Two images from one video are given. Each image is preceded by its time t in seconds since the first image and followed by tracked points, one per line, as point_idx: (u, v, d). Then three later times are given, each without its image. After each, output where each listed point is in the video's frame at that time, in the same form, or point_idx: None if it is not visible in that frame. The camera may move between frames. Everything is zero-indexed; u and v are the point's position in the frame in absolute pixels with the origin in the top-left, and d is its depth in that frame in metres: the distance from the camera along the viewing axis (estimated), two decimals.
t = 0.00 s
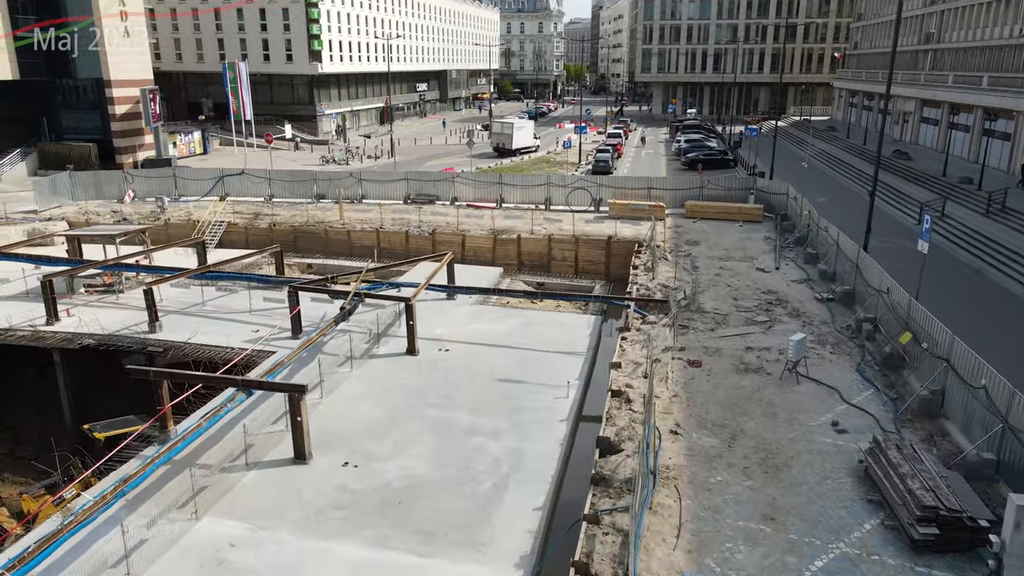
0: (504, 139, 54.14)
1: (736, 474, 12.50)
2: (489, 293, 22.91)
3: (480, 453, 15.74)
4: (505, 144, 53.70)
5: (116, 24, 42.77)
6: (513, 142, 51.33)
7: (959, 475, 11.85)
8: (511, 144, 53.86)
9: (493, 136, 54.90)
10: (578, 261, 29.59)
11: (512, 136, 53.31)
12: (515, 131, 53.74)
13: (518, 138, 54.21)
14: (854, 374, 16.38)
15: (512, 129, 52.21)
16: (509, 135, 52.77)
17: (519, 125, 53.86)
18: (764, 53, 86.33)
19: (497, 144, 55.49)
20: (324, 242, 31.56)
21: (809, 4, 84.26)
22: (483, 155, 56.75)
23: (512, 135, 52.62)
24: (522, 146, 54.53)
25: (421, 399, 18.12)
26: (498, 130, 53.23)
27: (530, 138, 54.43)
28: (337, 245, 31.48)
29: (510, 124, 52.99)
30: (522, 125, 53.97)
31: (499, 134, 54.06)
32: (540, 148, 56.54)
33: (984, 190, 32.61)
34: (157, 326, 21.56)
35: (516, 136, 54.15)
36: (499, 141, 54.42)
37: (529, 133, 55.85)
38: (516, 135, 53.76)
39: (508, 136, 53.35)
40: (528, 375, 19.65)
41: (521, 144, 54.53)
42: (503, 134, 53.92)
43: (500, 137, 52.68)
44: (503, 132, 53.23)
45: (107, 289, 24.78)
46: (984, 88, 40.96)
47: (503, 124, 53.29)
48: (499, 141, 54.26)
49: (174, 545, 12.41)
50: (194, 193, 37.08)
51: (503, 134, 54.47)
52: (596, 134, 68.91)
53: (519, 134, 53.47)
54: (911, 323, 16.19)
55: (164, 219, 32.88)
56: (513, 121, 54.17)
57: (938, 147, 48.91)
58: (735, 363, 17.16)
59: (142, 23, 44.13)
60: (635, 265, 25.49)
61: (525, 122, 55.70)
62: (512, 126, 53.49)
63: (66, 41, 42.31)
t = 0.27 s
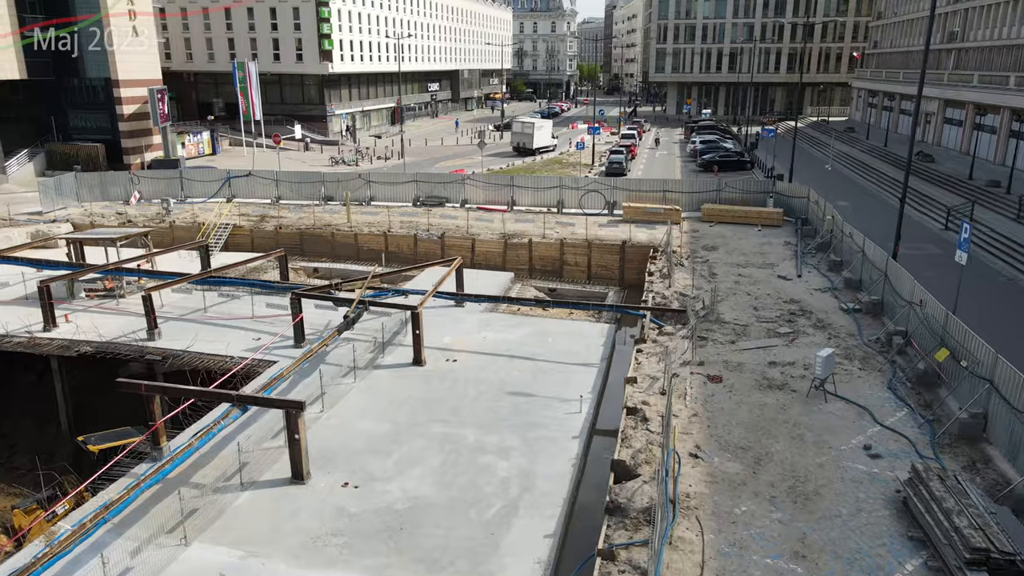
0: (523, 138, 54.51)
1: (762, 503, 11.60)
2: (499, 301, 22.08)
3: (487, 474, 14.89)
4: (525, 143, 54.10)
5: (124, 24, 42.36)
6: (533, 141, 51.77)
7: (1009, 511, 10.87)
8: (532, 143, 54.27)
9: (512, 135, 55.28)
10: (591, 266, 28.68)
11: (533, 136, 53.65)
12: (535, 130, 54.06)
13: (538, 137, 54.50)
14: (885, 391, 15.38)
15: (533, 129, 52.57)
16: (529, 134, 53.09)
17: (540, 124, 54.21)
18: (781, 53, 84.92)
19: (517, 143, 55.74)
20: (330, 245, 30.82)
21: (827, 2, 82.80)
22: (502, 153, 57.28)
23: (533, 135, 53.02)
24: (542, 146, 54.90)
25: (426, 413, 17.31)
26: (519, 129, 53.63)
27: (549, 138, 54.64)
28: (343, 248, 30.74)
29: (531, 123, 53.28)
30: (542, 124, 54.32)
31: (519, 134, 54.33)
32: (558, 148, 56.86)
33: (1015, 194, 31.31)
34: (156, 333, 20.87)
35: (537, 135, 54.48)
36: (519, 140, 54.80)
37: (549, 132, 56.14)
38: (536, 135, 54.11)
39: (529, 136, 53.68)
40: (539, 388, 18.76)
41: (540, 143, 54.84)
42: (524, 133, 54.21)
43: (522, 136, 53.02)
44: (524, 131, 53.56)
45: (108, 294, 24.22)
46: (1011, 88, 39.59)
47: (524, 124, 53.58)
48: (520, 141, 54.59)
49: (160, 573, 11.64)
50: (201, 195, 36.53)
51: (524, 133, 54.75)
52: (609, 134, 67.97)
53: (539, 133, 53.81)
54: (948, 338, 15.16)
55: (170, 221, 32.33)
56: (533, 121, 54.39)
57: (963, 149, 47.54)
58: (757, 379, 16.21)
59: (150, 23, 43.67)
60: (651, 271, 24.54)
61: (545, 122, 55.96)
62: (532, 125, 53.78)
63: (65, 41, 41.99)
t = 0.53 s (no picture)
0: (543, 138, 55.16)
1: (791, 540, 10.67)
2: (508, 309, 21.22)
3: (494, 497, 14.04)
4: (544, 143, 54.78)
5: (131, 23, 41.88)
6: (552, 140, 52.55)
7: None
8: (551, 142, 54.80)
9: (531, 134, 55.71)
10: (603, 272, 27.75)
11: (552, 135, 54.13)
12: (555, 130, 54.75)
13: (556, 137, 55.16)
14: (919, 413, 14.39)
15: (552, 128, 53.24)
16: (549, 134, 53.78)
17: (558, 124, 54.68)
18: (797, 52, 83.50)
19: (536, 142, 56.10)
20: (336, 249, 30.09)
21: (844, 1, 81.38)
22: (520, 152, 57.88)
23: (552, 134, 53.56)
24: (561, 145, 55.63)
25: (430, 429, 16.48)
26: (538, 129, 54.04)
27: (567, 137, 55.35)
28: (349, 252, 30.01)
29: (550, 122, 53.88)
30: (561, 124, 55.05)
31: (539, 133, 54.71)
32: (576, 149, 57.45)
33: None
34: (153, 342, 20.18)
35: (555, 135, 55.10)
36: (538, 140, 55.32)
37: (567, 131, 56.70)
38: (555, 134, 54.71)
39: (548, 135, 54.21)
40: (549, 403, 17.89)
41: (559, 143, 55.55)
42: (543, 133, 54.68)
43: (540, 135, 53.37)
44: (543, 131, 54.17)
45: (106, 297, 23.63)
46: None
47: (544, 123, 54.00)
48: (539, 140, 55.10)
49: None
50: (206, 197, 35.90)
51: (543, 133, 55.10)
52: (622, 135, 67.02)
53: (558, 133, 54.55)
54: (987, 357, 14.16)
55: (173, 223, 31.70)
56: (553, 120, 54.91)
57: (987, 151, 46.22)
58: (780, 397, 15.26)
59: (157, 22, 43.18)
60: (666, 279, 23.61)
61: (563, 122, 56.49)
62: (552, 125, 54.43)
63: (65, 41, 41.54)
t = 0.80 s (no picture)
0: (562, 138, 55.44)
1: None
2: (518, 319, 20.32)
3: (500, 524, 13.17)
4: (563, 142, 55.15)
5: (139, 23, 41.42)
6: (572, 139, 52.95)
7: None
8: (570, 142, 55.05)
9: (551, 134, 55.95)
10: (617, 278, 26.82)
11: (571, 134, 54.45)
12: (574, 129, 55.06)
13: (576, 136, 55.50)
14: (959, 438, 13.36)
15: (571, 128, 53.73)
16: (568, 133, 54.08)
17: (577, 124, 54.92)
18: (814, 52, 82.09)
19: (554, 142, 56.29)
20: (342, 253, 29.36)
21: None
22: (540, 150, 58.57)
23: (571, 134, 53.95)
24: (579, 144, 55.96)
25: (434, 448, 15.63)
26: (558, 128, 54.33)
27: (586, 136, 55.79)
28: (356, 256, 29.27)
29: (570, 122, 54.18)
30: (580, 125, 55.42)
31: (558, 132, 54.94)
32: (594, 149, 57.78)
33: None
34: (149, 351, 19.47)
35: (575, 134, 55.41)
36: (557, 139, 55.60)
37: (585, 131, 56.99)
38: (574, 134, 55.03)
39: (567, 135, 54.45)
40: (560, 419, 16.99)
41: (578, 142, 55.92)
42: (563, 133, 54.94)
43: (559, 134, 53.80)
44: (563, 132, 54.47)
45: (104, 305, 22.97)
46: None
47: (564, 123, 54.23)
48: (559, 140, 55.35)
49: None
50: (211, 198, 35.29)
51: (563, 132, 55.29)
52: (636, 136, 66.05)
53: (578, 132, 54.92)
54: None
55: (177, 226, 31.09)
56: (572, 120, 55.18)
57: (1014, 153, 44.82)
58: (807, 418, 14.30)
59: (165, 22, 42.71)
60: (683, 288, 22.67)
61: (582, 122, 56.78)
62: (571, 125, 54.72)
63: (66, 41, 40.89)
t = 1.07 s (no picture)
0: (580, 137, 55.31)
1: None
2: (528, 330, 19.42)
3: (507, 555, 12.29)
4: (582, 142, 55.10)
5: (146, 23, 40.94)
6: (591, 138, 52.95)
7: None
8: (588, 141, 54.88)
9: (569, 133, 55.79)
10: (631, 286, 25.84)
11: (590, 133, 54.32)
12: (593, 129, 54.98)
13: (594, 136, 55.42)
14: (1004, 467, 12.34)
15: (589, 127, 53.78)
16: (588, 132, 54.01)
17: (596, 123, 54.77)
18: (831, 51, 80.60)
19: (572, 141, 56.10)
20: (348, 257, 28.58)
21: None
22: (557, 150, 58.18)
23: (590, 133, 53.97)
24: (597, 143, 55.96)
25: (437, 469, 14.77)
26: (577, 127, 54.23)
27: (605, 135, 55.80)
28: (361, 261, 28.49)
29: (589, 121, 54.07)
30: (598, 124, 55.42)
31: (577, 132, 54.77)
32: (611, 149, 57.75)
33: None
34: (145, 361, 18.75)
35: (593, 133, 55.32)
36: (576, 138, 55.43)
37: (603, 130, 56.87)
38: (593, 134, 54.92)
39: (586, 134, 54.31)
40: (571, 438, 16.07)
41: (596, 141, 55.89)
42: (581, 132, 54.79)
43: (578, 133, 53.56)
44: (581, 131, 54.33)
45: (101, 311, 22.33)
46: None
47: (583, 122, 54.04)
48: (577, 139, 55.19)
49: None
50: (216, 200, 34.66)
51: (581, 131, 55.10)
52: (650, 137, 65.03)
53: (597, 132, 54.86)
54: None
55: (181, 229, 30.45)
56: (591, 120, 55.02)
57: None
58: (837, 443, 13.30)
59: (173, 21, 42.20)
60: (700, 297, 21.67)
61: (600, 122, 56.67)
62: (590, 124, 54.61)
63: (66, 41, 40.20)
